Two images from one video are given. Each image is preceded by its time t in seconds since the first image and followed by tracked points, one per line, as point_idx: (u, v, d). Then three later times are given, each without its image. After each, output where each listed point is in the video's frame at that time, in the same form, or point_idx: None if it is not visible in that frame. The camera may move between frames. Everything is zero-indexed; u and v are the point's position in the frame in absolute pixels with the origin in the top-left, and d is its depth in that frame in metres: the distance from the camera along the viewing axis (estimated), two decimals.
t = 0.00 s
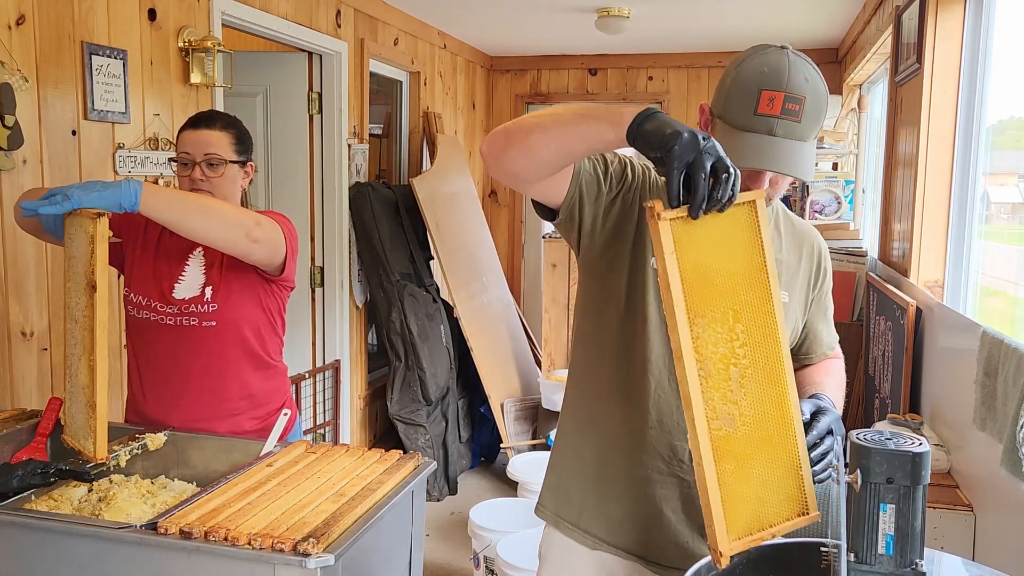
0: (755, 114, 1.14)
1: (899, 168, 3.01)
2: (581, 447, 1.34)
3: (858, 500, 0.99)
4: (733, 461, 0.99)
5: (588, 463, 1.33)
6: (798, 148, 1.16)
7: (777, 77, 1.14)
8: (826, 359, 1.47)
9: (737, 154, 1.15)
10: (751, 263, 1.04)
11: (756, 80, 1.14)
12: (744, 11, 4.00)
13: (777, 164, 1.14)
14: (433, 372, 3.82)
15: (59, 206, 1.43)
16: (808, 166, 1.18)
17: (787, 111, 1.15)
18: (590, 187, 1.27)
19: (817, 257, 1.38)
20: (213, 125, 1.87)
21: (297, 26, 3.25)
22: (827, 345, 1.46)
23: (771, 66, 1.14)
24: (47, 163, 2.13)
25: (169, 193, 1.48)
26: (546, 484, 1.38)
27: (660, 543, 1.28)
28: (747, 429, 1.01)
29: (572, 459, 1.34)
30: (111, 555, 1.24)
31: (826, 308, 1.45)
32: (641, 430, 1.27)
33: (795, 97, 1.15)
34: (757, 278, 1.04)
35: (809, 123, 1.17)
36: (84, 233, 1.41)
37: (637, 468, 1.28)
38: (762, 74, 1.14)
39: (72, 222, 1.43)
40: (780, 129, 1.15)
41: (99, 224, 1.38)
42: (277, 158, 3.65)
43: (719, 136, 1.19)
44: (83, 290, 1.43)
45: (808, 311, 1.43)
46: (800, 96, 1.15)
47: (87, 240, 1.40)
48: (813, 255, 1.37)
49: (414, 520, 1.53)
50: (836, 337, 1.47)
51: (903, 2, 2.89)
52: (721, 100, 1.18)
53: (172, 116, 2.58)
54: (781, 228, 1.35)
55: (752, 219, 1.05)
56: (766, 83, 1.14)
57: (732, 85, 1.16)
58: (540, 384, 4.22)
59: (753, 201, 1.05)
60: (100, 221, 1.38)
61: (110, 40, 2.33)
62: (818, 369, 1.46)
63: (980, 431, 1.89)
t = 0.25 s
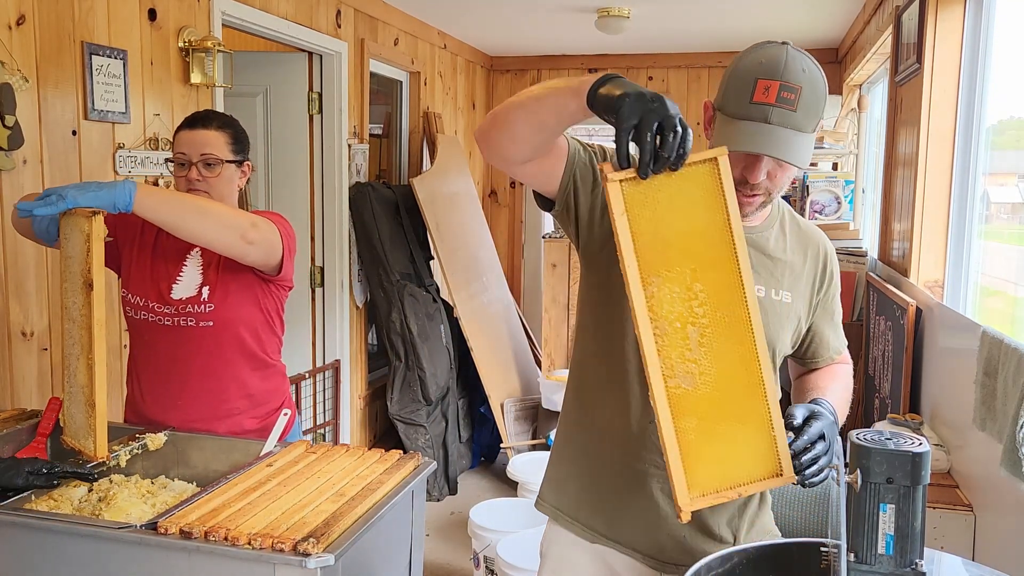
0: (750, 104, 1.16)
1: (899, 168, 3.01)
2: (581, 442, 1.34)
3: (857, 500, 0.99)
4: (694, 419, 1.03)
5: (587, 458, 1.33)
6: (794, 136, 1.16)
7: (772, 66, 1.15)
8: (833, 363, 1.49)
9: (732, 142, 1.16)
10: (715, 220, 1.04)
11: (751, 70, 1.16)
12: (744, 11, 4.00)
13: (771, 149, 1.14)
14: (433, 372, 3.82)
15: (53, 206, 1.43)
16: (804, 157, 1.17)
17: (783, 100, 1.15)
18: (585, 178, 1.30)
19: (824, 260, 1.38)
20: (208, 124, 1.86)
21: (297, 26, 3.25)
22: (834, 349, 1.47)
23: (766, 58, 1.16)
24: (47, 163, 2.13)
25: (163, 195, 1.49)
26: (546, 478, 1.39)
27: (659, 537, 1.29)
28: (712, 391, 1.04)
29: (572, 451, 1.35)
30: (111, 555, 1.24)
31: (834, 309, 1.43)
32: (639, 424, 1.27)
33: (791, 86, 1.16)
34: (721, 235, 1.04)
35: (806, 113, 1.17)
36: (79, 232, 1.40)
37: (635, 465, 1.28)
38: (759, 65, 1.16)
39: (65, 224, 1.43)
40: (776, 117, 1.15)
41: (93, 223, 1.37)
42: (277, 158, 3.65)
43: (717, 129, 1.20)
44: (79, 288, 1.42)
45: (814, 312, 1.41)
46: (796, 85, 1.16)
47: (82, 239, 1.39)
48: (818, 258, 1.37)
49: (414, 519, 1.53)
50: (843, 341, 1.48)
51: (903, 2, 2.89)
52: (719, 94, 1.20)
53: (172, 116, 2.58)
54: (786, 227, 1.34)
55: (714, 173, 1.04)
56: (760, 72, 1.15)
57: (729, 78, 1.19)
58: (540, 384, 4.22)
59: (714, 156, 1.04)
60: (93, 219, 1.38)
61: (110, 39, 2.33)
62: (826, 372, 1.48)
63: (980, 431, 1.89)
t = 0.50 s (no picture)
0: (735, 92, 1.22)
1: (899, 168, 3.01)
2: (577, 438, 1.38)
3: (857, 499, 0.99)
4: (615, 402, 1.08)
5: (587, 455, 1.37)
6: (774, 124, 1.20)
7: (757, 58, 1.21)
8: (837, 367, 1.46)
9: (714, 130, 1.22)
10: (645, 203, 1.07)
11: (738, 62, 1.23)
12: (745, 11, 4.00)
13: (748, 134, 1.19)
14: (433, 372, 3.82)
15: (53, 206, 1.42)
16: (786, 145, 1.20)
17: (766, 89, 1.20)
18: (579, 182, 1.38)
19: (828, 262, 1.36)
20: (202, 125, 1.86)
21: (297, 26, 3.25)
22: (838, 353, 1.44)
23: (754, 50, 1.22)
24: (47, 163, 2.13)
25: (162, 195, 1.48)
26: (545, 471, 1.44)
27: (653, 534, 1.33)
28: (636, 376, 1.08)
29: (569, 446, 1.40)
30: (111, 555, 1.24)
31: (840, 311, 1.41)
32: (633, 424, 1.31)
33: (775, 76, 1.20)
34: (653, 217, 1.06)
35: (790, 103, 1.21)
36: (78, 232, 1.39)
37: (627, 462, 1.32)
38: (745, 58, 1.22)
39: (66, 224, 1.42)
40: (757, 106, 1.20)
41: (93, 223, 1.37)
42: (277, 159, 3.65)
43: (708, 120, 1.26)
44: (78, 288, 1.41)
45: (817, 315, 1.40)
46: (779, 75, 1.20)
47: (81, 239, 1.38)
48: (820, 259, 1.36)
49: (414, 519, 1.54)
50: (850, 346, 1.45)
51: (903, 2, 2.89)
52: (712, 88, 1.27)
53: (172, 116, 2.58)
54: (787, 227, 1.34)
55: (646, 155, 1.06)
56: (745, 64, 1.22)
57: (720, 72, 1.25)
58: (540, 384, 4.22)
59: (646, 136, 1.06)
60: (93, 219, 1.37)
61: (110, 39, 2.33)
62: (830, 375, 1.45)
63: (980, 431, 1.89)
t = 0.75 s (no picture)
0: (703, 78, 1.30)
1: (899, 168, 3.01)
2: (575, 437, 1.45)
3: (857, 499, 0.99)
4: (495, 430, 1.06)
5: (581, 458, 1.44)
6: (733, 107, 1.26)
7: (726, 47, 1.29)
8: (840, 365, 1.46)
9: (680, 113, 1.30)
10: (539, 232, 1.02)
11: (710, 52, 1.32)
12: (745, 11, 4.00)
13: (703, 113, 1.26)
14: (433, 372, 3.82)
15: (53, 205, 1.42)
16: (741, 129, 1.25)
17: (727, 74, 1.27)
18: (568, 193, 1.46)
19: (822, 258, 1.37)
20: (198, 125, 1.86)
21: (297, 26, 3.25)
22: (839, 352, 1.44)
23: (726, 42, 1.30)
24: (47, 163, 2.13)
25: (163, 195, 1.48)
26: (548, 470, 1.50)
27: (643, 536, 1.38)
28: (513, 408, 1.04)
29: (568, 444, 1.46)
30: (111, 555, 1.24)
31: (839, 309, 1.41)
32: (621, 427, 1.38)
33: (739, 63, 1.27)
34: (544, 248, 1.02)
35: (752, 88, 1.26)
36: (79, 233, 1.40)
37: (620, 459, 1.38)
38: (717, 48, 1.31)
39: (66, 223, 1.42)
40: (718, 91, 1.27)
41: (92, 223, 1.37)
42: (277, 158, 3.65)
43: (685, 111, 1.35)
44: (79, 288, 1.42)
45: (813, 314, 1.41)
46: (743, 61, 1.27)
47: (81, 239, 1.39)
48: (812, 257, 1.36)
49: (414, 519, 1.54)
50: (853, 345, 1.45)
51: (903, 2, 2.89)
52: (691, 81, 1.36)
53: (172, 116, 2.58)
54: (778, 226, 1.35)
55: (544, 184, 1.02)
56: (714, 52, 1.31)
57: (698, 65, 1.35)
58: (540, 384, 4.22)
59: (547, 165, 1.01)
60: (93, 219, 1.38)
61: (110, 40, 2.33)
62: (832, 373, 1.45)
63: (980, 431, 1.89)
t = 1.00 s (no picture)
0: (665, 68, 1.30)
1: (899, 168, 3.01)
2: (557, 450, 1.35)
3: (857, 496, 0.99)
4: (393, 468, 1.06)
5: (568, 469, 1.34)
6: (690, 92, 1.24)
7: (687, 38, 1.29)
8: (832, 356, 1.42)
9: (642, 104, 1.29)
10: (427, 269, 1.03)
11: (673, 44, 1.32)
12: (745, 11, 4.00)
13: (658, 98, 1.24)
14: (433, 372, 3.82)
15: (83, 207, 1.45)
16: (698, 114, 1.22)
17: (686, 61, 1.27)
18: (539, 197, 1.36)
19: (807, 249, 1.33)
20: (203, 126, 1.86)
21: (297, 26, 3.25)
22: (831, 342, 1.40)
23: (688, 34, 1.30)
24: (47, 163, 2.13)
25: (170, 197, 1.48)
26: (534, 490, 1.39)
27: (638, 545, 1.29)
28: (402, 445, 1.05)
29: (553, 459, 1.36)
30: (112, 555, 1.24)
31: (827, 299, 1.38)
32: (609, 434, 1.29)
33: (697, 50, 1.26)
34: (429, 284, 1.02)
35: (710, 73, 1.24)
36: (106, 237, 1.44)
37: (609, 471, 1.29)
38: (681, 40, 1.31)
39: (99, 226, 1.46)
40: (677, 79, 1.27)
41: (122, 230, 1.39)
42: (278, 158, 3.65)
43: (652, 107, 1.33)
44: (100, 292, 1.45)
45: (801, 307, 1.36)
46: (700, 48, 1.26)
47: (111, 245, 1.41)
48: (797, 248, 1.33)
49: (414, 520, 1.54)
50: (845, 334, 1.42)
51: (903, 2, 2.89)
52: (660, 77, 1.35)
53: (172, 116, 2.58)
54: (759, 217, 1.32)
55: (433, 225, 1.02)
56: (677, 44, 1.31)
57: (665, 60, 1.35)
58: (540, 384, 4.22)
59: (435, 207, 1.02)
60: (124, 226, 1.40)
61: (110, 39, 2.33)
62: (825, 364, 1.42)
63: (980, 431, 1.89)
